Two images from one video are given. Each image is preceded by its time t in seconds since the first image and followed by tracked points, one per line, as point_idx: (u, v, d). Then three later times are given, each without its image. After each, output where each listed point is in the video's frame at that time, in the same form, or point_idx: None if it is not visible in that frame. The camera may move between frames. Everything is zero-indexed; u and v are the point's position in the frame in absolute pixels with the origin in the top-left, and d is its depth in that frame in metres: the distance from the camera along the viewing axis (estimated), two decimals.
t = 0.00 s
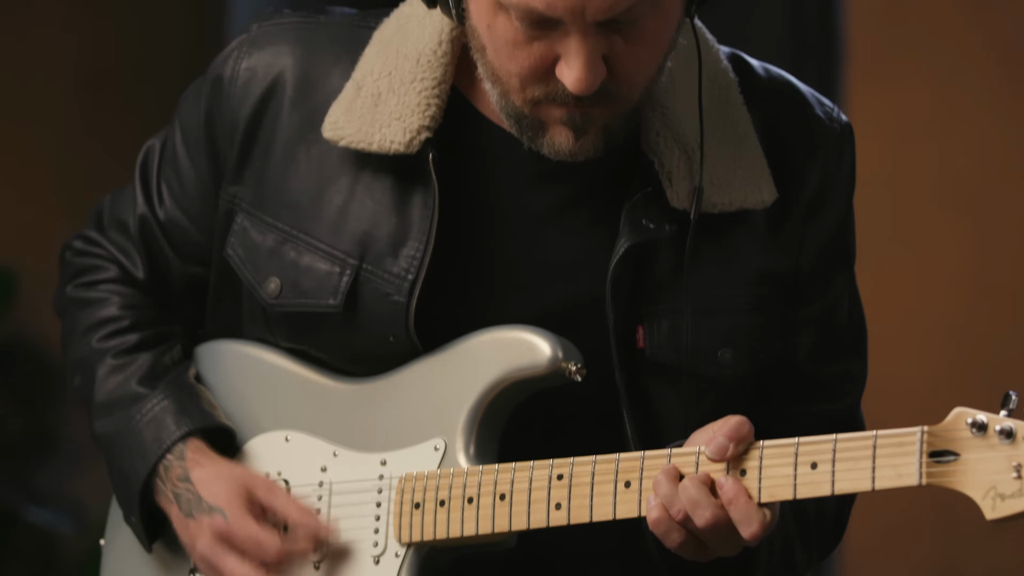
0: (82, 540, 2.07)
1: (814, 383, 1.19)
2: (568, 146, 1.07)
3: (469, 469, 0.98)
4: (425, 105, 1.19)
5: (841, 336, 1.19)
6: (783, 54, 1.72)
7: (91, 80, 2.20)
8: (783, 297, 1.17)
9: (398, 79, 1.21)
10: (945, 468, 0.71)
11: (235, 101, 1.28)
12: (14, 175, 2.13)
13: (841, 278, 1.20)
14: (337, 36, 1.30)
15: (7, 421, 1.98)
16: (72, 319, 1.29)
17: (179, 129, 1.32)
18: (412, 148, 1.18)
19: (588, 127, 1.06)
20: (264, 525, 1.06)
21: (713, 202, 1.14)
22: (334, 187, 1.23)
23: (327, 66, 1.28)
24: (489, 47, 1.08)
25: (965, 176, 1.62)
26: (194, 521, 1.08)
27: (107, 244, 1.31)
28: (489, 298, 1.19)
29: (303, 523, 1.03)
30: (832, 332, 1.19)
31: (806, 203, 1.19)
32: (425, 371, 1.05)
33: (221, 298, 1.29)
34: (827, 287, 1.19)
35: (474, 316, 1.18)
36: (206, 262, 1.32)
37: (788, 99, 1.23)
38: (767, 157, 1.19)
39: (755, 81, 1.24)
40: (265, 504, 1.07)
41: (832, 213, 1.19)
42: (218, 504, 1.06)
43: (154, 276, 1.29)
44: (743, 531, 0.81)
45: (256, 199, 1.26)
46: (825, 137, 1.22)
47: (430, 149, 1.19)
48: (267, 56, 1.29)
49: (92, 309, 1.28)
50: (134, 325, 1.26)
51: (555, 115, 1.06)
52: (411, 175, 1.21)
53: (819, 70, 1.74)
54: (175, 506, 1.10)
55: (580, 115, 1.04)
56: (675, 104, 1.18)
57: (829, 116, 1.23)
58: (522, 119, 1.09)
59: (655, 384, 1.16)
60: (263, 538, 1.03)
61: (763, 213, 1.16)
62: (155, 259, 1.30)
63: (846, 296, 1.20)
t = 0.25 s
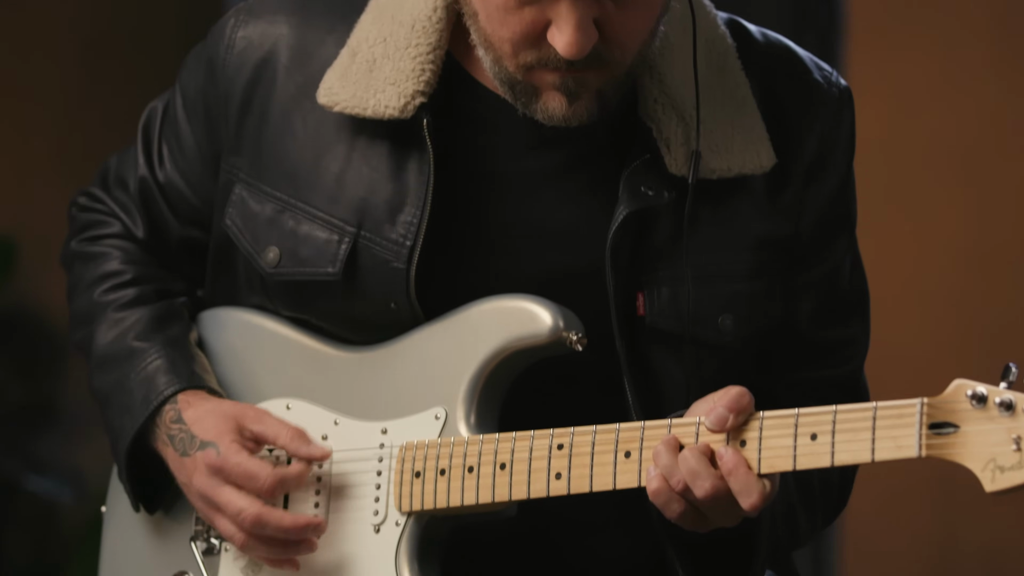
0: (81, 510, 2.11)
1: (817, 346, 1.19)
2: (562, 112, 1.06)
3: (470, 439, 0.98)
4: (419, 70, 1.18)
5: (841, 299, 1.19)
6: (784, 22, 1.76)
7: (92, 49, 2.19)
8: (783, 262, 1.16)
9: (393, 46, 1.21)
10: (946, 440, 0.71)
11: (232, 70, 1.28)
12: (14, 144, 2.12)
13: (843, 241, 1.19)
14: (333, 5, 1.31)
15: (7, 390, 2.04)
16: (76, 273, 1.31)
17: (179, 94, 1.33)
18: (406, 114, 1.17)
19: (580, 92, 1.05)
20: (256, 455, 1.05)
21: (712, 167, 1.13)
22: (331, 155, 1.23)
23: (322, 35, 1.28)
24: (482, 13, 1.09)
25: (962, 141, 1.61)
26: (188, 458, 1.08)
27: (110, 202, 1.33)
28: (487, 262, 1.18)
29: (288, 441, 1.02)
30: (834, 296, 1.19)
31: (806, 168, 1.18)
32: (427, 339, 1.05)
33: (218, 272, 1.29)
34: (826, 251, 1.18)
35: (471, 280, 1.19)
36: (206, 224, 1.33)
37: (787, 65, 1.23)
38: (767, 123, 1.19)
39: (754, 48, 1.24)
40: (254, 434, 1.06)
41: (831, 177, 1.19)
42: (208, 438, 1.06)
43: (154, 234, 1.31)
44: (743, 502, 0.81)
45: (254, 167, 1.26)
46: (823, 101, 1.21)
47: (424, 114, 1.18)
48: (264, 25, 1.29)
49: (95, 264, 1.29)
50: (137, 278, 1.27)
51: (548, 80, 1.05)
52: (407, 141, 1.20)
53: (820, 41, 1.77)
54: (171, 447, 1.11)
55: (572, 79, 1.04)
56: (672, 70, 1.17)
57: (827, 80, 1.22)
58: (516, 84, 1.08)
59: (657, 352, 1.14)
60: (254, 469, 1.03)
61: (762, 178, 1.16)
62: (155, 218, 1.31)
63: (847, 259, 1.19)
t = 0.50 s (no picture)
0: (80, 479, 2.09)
1: (820, 312, 1.19)
2: (548, 76, 1.07)
3: (468, 407, 0.98)
4: (417, 40, 1.17)
5: (841, 269, 1.19)
6: None
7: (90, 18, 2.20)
8: (782, 229, 1.15)
9: (391, 15, 1.21)
10: (943, 404, 0.71)
11: (230, 40, 1.28)
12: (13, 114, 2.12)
13: (843, 210, 1.19)
14: None
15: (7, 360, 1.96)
16: (74, 250, 1.31)
17: (178, 67, 1.33)
18: (404, 83, 1.16)
19: (567, 58, 1.06)
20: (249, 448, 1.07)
21: (709, 135, 1.12)
22: (330, 124, 1.22)
23: (321, 5, 1.28)
24: None
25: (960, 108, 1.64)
26: (182, 437, 1.09)
27: (108, 176, 1.34)
28: (483, 232, 1.18)
29: (285, 444, 1.03)
30: (834, 264, 1.19)
31: (805, 136, 1.17)
32: (427, 308, 1.05)
33: (219, 242, 1.29)
34: (827, 219, 1.18)
35: (469, 251, 1.18)
36: (204, 197, 1.33)
37: (785, 33, 1.22)
38: (764, 91, 1.17)
39: (753, 17, 1.22)
40: (253, 428, 1.07)
41: (830, 146, 1.18)
42: (206, 421, 1.07)
43: (153, 208, 1.32)
44: (741, 467, 0.81)
45: (253, 137, 1.25)
46: (822, 71, 1.20)
47: (423, 82, 1.17)
48: None
49: (94, 239, 1.30)
50: (135, 255, 1.27)
51: (535, 44, 1.06)
52: (405, 110, 1.20)
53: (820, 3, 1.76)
54: (167, 423, 1.12)
55: (559, 44, 1.05)
56: (669, 38, 1.16)
57: (827, 49, 1.21)
58: (504, 49, 1.09)
59: (655, 320, 1.14)
60: (245, 461, 1.03)
61: (761, 146, 1.15)
62: (153, 191, 1.32)
63: (847, 229, 1.20)
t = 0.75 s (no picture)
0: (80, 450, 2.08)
1: (821, 280, 1.18)
2: (546, 41, 1.06)
3: (468, 376, 0.98)
4: (415, 8, 1.17)
5: (841, 239, 1.19)
6: None
7: None
8: (780, 198, 1.15)
9: None
10: (941, 369, 0.71)
11: (228, 11, 1.27)
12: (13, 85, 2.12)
13: (841, 180, 1.18)
14: None
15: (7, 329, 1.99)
16: (74, 220, 1.31)
17: (176, 38, 1.32)
18: (402, 51, 1.16)
19: (565, 22, 1.05)
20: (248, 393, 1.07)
21: (707, 104, 1.11)
22: (329, 94, 1.21)
23: None
24: None
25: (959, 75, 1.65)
26: (181, 396, 1.09)
27: (109, 147, 1.34)
28: (481, 202, 1.17)
29: (281, 378, 1.04)
30: (833, 234, 1.18)
31: (803, 104, 1.16)
32: (426, 277, 1.05)
33: (218, 214, 1.28)
34: (825, 187, 1.17)
35: (468, 220, 1.18)
36: (202, 167, 1.32)
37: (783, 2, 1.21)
38: (762, 60, 1.16)
39: None
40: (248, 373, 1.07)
41: (829, 115, 1.17)
42: (201, 374, 1.08)
43: (153, 179, 1.31)
44: (740, 434, 0.81)
45: (251, 107, 1.24)
46: (820, 39, 1.19)
47: (421, 51, 1.16)
48: None
49: (94, 208, 1.29)
50: (134, 223, 1.27)
51: (532, 9, 1.05)
52: (404, 79, 1.19)
53: None
54: (165, 386, 1.13)
55: (557, 9, 1.04)
56: (666, 6, 1.15)
57: (824, 18, 1.20)
58: (501, 13, 1.07)
59: (654, 288, 1.14)
60: (244, 404, 1.04)
61: (759, 114, 1.14)
62: (154, 162, 1.32)
63: (846, 198, 1.19)
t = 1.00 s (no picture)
0: (80, 421, 2.10)
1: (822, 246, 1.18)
2: (547, 8, 1.07)
3: (469, 345, 0.98)
4: None
5: (842, 204, 1.18)
6: None
7: None
8: (781, 167, 1.15)
9: None
10: (944, 340, 0.71)
11: None
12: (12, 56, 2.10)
13: (842, 144, 1.18)
14: None
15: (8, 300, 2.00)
16: (78, 182, 1.31)
17: (176, 8, 1.31)
18: (402, 20, 1.14)
19: None
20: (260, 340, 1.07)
21: (706, 71, 1.11)
22: (329, 63, 1.20)
23: None
24: None
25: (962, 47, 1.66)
26: (192, 349, 1.10)
27: (110, 113, 1.33)
28: (482, 170, 1.17)
29: (291, 323, 1.03)
30: (834, 200, 1.18)
31: (803, 72, 1.16)
32: (427, 246, 1.05)
33: (220, 183, 1.28)
34: (826, 153, 1.17)
35: (469, 188, 1.17)
36: (202, 136, 1.32)
37: None
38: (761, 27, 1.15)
39: None
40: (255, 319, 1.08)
41: (828, 80, 1.17)
42: (212, 327, 1.08)
43: (154, 145, 1.31)
44: (743, 404, 0.81)
45: (251, 77, 1.24)
46: (820, 6, 1.18)
47: (421, 19, 1.15)
48: None
49: (96, 172, 1.29)
50: (138, 186, 1.27)
51: None
52: (404, 48, 1.18)
53: None
54: (173, 342, 1.13)
55: None
56: None
57: None
58: None
59: (656, 257, 1.13)
60: (260, 351, 1.04)
61: (759, 82, 1.14)
62: (154, 128, 1.31)
63: (847, 163, 1.18)
